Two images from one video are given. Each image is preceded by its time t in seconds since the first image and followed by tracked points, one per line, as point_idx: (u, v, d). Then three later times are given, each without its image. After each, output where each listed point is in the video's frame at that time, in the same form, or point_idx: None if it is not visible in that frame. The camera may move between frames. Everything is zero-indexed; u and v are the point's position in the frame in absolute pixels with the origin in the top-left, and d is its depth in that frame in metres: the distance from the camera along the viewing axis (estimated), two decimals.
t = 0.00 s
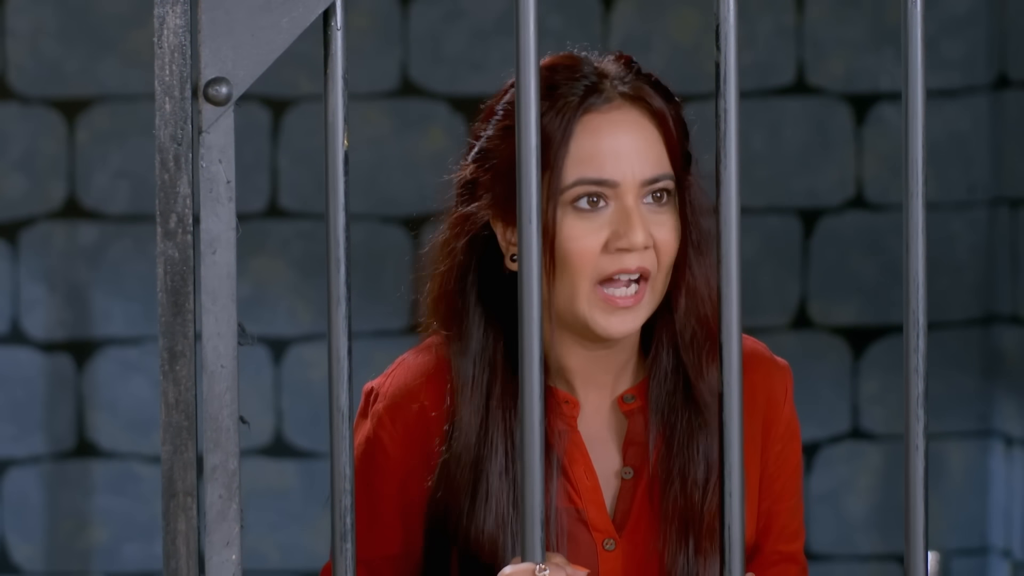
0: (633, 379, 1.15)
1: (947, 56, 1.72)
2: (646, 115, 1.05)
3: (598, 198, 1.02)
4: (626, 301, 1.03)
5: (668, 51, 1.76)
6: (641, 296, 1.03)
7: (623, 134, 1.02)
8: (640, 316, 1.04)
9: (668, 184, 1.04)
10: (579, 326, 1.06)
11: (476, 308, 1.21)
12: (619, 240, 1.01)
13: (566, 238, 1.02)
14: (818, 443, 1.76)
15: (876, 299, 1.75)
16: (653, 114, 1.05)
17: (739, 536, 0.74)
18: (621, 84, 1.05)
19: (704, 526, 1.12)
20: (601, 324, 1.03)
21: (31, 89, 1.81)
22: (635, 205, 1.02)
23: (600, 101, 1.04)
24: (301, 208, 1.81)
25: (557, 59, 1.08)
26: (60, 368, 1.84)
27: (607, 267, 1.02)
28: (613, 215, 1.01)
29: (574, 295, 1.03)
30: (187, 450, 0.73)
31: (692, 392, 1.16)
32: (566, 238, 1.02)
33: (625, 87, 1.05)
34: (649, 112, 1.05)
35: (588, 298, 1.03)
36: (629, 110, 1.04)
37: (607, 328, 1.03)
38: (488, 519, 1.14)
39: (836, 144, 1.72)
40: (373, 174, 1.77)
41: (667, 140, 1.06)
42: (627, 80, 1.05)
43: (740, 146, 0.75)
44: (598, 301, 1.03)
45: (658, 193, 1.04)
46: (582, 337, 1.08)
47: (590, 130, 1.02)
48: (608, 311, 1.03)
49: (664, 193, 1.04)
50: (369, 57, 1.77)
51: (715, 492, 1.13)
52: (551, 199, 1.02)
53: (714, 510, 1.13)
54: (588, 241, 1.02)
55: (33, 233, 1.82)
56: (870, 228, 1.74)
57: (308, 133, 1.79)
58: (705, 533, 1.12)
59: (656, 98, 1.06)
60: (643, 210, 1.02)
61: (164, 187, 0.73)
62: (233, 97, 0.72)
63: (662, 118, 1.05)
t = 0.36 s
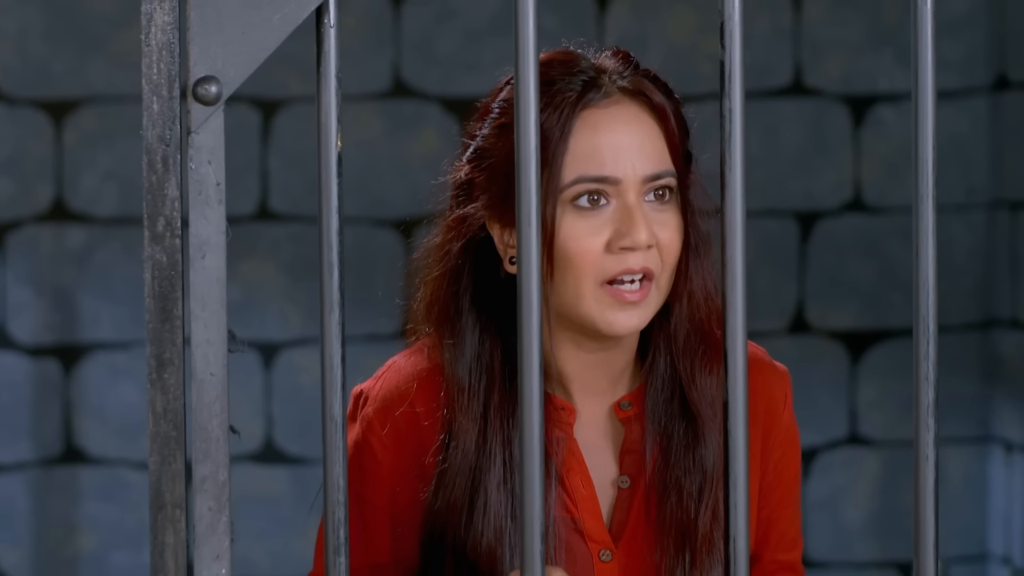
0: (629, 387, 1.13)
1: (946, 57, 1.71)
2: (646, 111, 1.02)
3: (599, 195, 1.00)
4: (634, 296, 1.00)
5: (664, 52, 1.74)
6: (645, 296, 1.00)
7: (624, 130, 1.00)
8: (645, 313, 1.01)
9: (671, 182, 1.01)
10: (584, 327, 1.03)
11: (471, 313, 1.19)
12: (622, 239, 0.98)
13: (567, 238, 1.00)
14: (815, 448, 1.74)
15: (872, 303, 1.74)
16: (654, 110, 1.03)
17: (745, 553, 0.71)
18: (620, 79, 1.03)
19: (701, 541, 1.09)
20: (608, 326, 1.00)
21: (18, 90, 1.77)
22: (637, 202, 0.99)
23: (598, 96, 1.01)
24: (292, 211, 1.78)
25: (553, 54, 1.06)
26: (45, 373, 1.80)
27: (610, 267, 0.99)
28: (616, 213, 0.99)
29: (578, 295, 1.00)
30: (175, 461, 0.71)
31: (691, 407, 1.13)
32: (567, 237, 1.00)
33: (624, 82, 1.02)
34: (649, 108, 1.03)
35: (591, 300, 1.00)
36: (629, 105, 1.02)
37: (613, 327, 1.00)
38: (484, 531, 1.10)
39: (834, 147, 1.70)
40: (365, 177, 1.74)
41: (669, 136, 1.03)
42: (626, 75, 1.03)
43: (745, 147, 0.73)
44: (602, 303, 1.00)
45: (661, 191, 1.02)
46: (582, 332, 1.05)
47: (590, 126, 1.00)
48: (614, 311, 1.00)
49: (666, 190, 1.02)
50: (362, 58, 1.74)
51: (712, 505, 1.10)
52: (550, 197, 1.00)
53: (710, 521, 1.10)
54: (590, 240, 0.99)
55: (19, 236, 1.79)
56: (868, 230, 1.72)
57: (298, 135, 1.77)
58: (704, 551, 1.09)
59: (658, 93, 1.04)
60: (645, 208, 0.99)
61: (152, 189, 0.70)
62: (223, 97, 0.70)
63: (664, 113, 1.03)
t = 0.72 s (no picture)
0: (633, 395, 1.10)
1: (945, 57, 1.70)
2: (621, 96, 1.00)
3: (568, 181, 0.97)
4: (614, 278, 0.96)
5: (660, 52, 1.72)
6: (627, 288, 0.96)
7: (594, 113, 0.98)
8: (633, 302, 0.96)
9: (649, 166, 0.99)
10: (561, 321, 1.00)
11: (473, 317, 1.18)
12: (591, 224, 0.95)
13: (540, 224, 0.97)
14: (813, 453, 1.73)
15: (871, 306, 1.72)
16: (630, 94, 1.00)
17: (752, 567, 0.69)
18: (598, 66, 1.02)
19: (709, 548, 1.08)
20: (586, 316, 0.96)
21: (6, 89, 1.75)
22: (609, 187, 0.97)
23: (573, 82, 1.00)
24: (283, 212, 1.76)
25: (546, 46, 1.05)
26: (33, 377, 1.77)
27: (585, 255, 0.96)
28: (585, 198, 0.96)
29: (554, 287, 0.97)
30: (164, 471, 0.69)
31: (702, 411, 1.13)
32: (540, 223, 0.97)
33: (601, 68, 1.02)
34: (625, 94, 1.00)
35: (569, 290, 0.97)
36: (601, 90, 1.00)
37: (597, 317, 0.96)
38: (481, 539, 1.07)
39: (832, 148, 1.69)
40: (357, 178, 1.72)
41: (648, 120, 1.00)
42: (606, 63, 1.03)
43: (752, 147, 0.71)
44: (580, 294, 0.96)
45: (639, 176, 0.99)
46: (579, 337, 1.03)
47: (558, 111, 0.98)
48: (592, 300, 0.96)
49: (645, 177, 0.99)
50: (355, 58, 1.72)
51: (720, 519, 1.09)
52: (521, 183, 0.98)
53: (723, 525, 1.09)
54: (562, 227, 0.96)
55: (7, 239, 1.76)
56: (866, 232, 1.71)
57: (289, 136, 1.75)
58: (712, 561, 1.07)
59: (637, 79, 1.01)
60: (617, 193, 0.97)
61: (140, 190, 0.68)
62: (214, 95, 0.67)
63: (641, 98, 1.00)
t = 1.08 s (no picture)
0: (633, 394, 1.10)
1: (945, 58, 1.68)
2: (639, 91, 1.00)
3: (593, 180, 0.97)
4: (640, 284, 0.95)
5: (656, 52, 1.70)
6: (651, 286, 0.95)
7: (614, 109, 0.97)
8: (651, 305, 0.95)
9: (670, 163, 0.98)
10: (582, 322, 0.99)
11: (466, 317, 1.17)
12: (618, 222, 0.94)
13: (563, 225, 0.96)
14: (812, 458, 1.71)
15: (870, 309, 1.71)
16: (647, 88, 1.00)
17: None
18: (610, 60, 1.01)
19: (711, 554, 1.05)
20: (611, 317, 0.96)
21: None
22: (634, 185, 0.96)
23: (589, 78, 0.99)
24: (275, 214, 1.73)
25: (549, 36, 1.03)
26: (22, 381, 1.75)
27: (608, 254, 0.95)
28: (610, 197, 0.96)
29: (577, 288, 0.96)
30: (153, 482, 0.67)
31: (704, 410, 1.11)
32: (563, 225, 0.96)
33: (615, 62, 1.00)
34: (643, 88, 1.00)
35: (591, 291, 0.96)
36: (620, 85, 0.99)
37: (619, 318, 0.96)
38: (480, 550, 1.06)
39: (830, 149, 1.67)
40: (350, 179, 1.70)
41: (666, 115, 1.00)
42: (619, 56, 1.01)
43: (759, 146, 0.69)
44: (603, 294, 0.96)
45: (661, 173, 0.98)
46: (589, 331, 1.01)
47: (578, 109, 0.97)
48: (617, 302, 0.95)
49: (666, 172, 0.99)
50: (347, 58, 1.70)
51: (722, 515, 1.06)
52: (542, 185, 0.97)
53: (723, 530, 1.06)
54: (585, 228, 0.96)
55: None
56: (865, 235, 1.69)
57: (280, 137, 1.72)
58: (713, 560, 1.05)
59: (653, 73, 1.01)
60: (642, 190, 0.96)
61: (129, 192, 0.66)
62: (205, 95, 0.65)
63: (658, 92, 1.00)
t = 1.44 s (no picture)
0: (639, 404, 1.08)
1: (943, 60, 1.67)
2: (644, 91, 0.99)
3: (602, 182, 0.95)
4: (648, 291, 0.94)
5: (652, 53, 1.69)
6: (658, 290, 0.94)
7: (623, 108, 0.96)
8: (661, 310, 0.94)
9: (676, 164, 0.97)
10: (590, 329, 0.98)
11: (459, 327, 1.14)
12: (630, 225, 0.92)
13: (570, 229, 0.95)
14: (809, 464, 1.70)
15: (868, 314, 1.69)
16: (652, 87, 0.99)
17: None
18: (613, 60, 1.00)
19: (720, 563, 1.05)
20: (619, 325, 0.94)
21: None
22: (642, 187, 0.95)
23: (593, 77, 0.98)
24: (266, 217, 1.71)
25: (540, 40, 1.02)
26: (8, 387, 1.72)
27: (618, 258, 0.94)
28: (620, 198, 0.94)
29: (585, 292, 0.95)
30: (142, 493, 0.65)
31: (706, 420, 1.09)
32: (570, 228, 0.95)
33: (618, 61, 1.00)
34: (648, 87, 0.99)
35: (599, 297, 0.94)
36: (626, 85, 0.98)
37: (628, 324, 0.94)
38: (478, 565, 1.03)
39: (826, 152, 1.66)
40: (342, 181, 1.68)
41: (671, 116, 0.99)
42: (621, 55, 1.01)
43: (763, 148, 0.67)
44: (611, 300, 0.94)
45: (667, 174, 0.98)
46: (591, 342, 1.01)
47: (586, 109, 0.96)
48: (627, 307, 0.94)
49: (672, 175, 0.98)
50: (339, 59, 1.68)
51: (730, 526, 1.05)
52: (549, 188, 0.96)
53: (730, 542, 1.05)
54: (595, 231, 0.94)
55: None
56: (862, 239, 1.68)
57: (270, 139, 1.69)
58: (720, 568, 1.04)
59: (657, 71, 1.00)
60: (651, 193, 0.95)
61: (116, 195, 0.64)
62: (195, 95, 0.63)
63: (665, 93, 0.99)
